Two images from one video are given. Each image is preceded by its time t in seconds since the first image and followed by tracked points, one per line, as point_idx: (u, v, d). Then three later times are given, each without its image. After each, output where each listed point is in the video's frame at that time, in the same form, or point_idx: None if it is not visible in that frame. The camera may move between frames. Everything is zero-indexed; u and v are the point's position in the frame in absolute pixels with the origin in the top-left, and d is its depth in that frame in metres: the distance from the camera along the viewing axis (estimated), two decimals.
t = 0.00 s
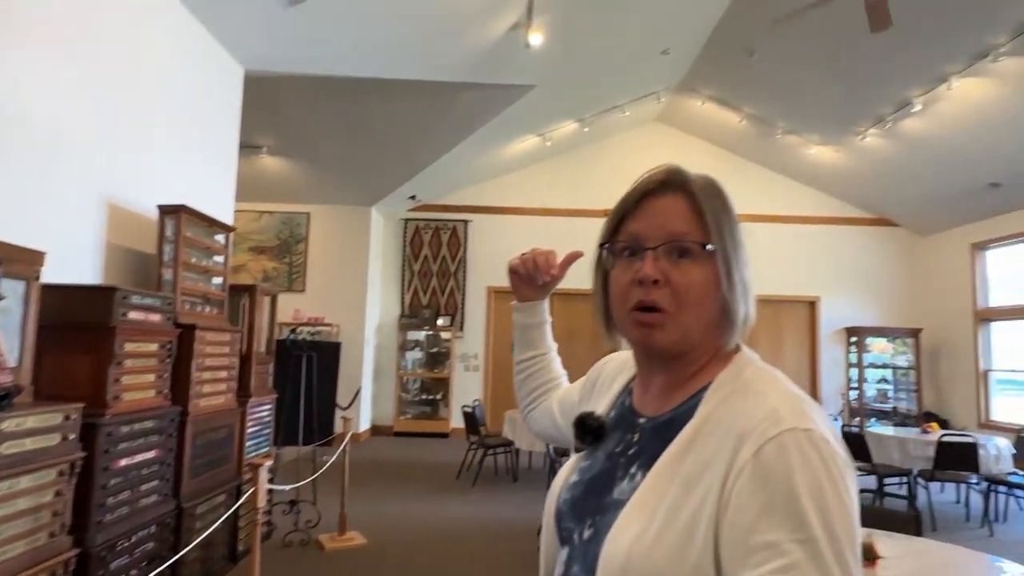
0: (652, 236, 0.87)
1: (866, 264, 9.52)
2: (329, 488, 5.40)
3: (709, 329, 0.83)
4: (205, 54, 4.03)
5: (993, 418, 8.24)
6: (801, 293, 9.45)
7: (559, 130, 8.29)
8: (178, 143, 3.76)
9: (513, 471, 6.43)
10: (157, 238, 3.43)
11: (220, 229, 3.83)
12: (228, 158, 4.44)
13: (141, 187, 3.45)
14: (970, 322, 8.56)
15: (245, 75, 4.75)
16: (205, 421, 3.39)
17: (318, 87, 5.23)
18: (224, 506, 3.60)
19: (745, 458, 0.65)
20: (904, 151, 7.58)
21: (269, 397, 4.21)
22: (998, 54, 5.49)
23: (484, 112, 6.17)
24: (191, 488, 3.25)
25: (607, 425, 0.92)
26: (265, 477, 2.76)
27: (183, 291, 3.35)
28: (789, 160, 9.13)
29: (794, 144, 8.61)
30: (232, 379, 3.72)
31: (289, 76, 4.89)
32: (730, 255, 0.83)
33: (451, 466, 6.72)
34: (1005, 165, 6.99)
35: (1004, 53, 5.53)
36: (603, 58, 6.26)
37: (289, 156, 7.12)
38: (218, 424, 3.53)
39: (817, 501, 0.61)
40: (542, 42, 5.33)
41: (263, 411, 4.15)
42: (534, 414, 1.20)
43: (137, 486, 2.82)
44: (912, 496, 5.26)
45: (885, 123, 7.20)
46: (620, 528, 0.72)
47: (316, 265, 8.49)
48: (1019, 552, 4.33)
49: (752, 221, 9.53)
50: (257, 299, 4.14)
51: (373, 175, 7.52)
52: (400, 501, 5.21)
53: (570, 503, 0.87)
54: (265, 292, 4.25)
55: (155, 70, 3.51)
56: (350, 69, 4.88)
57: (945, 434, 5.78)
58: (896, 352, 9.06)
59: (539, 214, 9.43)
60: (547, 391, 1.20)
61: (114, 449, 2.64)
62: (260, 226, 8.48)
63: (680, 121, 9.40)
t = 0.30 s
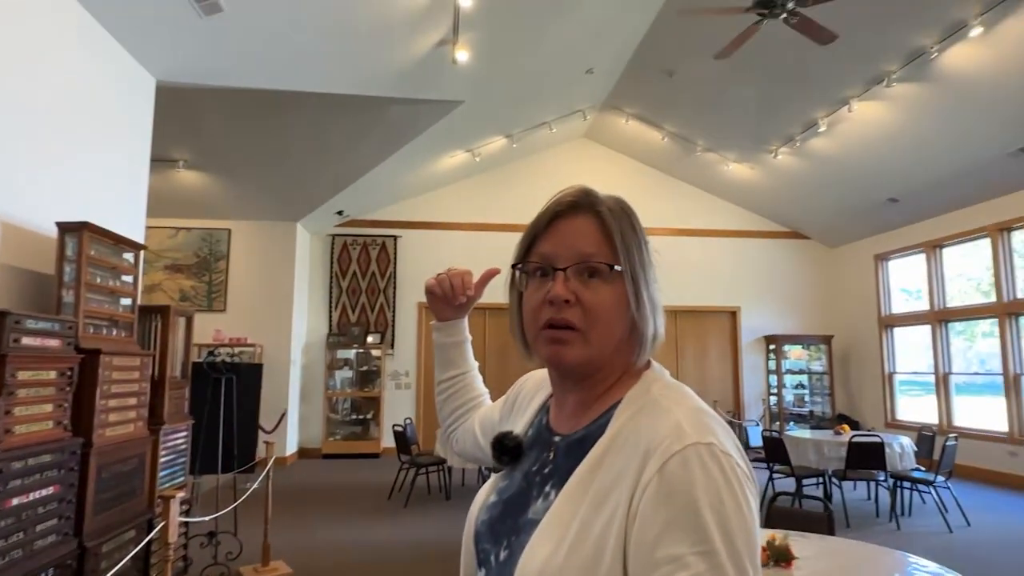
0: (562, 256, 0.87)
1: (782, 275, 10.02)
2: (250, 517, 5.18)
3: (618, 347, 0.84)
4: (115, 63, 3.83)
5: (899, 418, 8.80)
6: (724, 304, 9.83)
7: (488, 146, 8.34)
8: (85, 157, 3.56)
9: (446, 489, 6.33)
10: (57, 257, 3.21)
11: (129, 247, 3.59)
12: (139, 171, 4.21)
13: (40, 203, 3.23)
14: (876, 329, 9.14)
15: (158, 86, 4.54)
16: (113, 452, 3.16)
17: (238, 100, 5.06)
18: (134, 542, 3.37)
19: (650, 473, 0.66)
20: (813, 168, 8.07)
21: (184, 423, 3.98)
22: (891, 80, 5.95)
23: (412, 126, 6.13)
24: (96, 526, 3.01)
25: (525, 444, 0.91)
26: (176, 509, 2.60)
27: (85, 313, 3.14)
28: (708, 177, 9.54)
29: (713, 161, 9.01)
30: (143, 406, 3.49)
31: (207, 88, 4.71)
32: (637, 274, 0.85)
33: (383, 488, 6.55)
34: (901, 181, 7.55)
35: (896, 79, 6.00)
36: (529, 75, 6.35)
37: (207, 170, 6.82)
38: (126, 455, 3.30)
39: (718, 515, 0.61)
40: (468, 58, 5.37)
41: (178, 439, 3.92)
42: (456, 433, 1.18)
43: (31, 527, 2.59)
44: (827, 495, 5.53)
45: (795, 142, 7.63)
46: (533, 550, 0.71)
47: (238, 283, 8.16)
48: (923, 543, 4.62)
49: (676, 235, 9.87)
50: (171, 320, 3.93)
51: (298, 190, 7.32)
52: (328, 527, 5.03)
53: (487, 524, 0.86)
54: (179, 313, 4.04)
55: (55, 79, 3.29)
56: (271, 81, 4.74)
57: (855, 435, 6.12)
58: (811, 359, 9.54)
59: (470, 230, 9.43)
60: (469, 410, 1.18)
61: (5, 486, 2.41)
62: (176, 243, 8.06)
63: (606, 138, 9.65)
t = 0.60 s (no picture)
0: (518, 259, 0.88)
1: (733, 280, 10.28)
2: (199, 536, 5.02)
3: (573, 350, 0.84)
4: (52, 69, 3.69)
5: (846, 416, 9.12)
6: (678, 309, 10.02)
7: (444, 154, 8.32)
8: (18, 167, 3.40)
9: (405, 501, 6.25)
10: None
11: (68, 260, 3.47)
12: (78, 180, 4.04)
13: None
14: (823, 331, 9.47)
15: (98, 92, 4.38)
16: (50, 475, 3.01)
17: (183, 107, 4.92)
18: (74, 568, 3.21)
19: (602, 477, 0.66)
20: (761, 175, 8.32)
21: (129, 442, 3.83)
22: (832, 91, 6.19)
23: (366, 134, 6.07)
24: (32, 553, 2.86)
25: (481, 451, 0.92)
26: (118, 531, 2.50)
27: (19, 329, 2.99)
28: (662, 184, 9.73)
29: (666, 169, 9.19)
30: (83, 425, 3.34)
31: (151, 95, 4.56)
32: (591, 279, 0.86)
33: (341, 502, 6.42)
34: (842, 188, 7.87)
35: (836, 90, 6.25)
36: (484, 83, 6.37)
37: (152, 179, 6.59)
38: (65, 477, 3.14)
39: (668, 518, 0.62)
40: (422, 66, 5.36)
41: (122, 458, 3.76)
42: (411, 441, 1.17)
43: None
44: (780, 494, 5.68)
45: (743, 150, 7.86)
46: (487, 558, 0.71)
47: (187, 295, 7.91)
48: (870, 537, 4.79)
49: (631, 241, 10.03)
50: (113, 334, 3.77)
51: (249, 199, 7.15)
52: (284, 544, 4.89)
53: (444, 534, 0.86)
54: (122, 327, 3.89)
55: None
56: (219, 87, 4.63)
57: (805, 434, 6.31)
58: (762, 360, 9.81)
59: (427, 238, 9.38)
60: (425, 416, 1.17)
61: None
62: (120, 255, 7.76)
63: (561, 146, 9.75)
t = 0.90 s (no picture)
0: (519, 262, 0.89)
1: (713, 282, 10.39)
2: (180, 548, 4.94)
3: (568, 354, 0.86)
4: (27, 75, 3.64)
5: (826, 415, 9.26)
6: (659, 311, 10.10)
7: (425, 158, 8.32)
8: None
9: (389, 507, 6.21)
10: None
11: (42, 268, 3.47)
12: (53, 186, 3.97)
13: None
14: (802, 331, 9.60)
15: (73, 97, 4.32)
16: (26, 488, 2.95)
17: (160, 113, 4.87)
18: None
19: (599, 480, 0.67)
20: (739, 178, 8.43)
21: (107, 452, 3.76)
22: (807, 95, 6.30)
23: (347, 138, 6.05)
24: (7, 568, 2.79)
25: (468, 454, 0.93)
26: (96, 543, 2.46)
27: None
28: (642, 188, 9.82)
29: (645, 172, 9.27)
30: (59, 436, 3.28)
31: (127, 100, 4.51)
32: (590, 287, 0.88)
33: (324, 510, 6.36)
34: (818, 191, 8.00)
35: (811, 94, 6.35)
36: (465, 87, 6.38)
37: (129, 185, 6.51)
38: (41, 489, 3.08)
39: (665, 519, 0.63)
40: (402, 71, 5.36)
41: (100, 468, 3.70)
42: (392, 457, 1.17)
43: None
44: (761, 493, 5.75)
45: (721, 154, 7.96)
46: (482, 559, 0.72)
47: (165, 302, 7.80)
48: (849, 534, 4.86)
49: (612, 245, 10.09)
50: (90, 342, 3.71)
51: (228, 205, 7.09)
52: (266, 554, 4.84)
53: (431, 536, 0.87)
54: (99, 335, 3.83)
55: None
56: (197, 92, 4.59)
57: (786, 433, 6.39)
58: (743, 361, 9.92)
59: (409, 243, 9.37)
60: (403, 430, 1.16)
61: None
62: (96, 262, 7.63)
63: (542, 150, 9.79)
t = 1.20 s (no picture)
0: (504, 267, 0.89)
1: (706, 277, 10.41)
2: (171, 546, 4.92)
3: (559, 355, 0.87)
4: (13, 70, 3.60)
5: (817, 409, 9.32)
6: (652, 306, 10.11)
7: (417, 154, 8.29)
8: None
9: (382, 503, 6.21)
10: None
11: (27, 266, 3.41)
12: (40, 181, 3.94)
13: None
14: (793, 326, 9.65)
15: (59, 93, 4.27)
16: (15, 487, 2.93)
17: (148, 108, 4.82)
18: None
19: (597, 463, 0.68)
20: (730, 174, 8.45)
21: (97, 451, 3.74)
22: (798, 91, 6.31)
23: (337, 133, 6.02)
24: None
25: (458, 454, 0.94)
26: (84, 542, 2.44)
27: None
28: (634, 183, 9.81)
29: (637, 168, 9.28)
30: (48, 435, 3.25)
31: (115, 96, 4.46)
32: (576, 286, 0.88)
33: (317, 506, 6.35)
34: (810, 186, 8.02)
35: (802, 90, 6.37)
36: (457, 82, 6.36)
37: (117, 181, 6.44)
38: (31, 488, 3.06)
39: (664, 496, 0.64)
40: (393, 66, 5.33)
41: (90, 467, 3.68)
42: (394, 487, 1.15)
43: None
44: (753, 486, 5.78)
45: (713, 149, 7.97)
46: (480, 553, 0.72)
47: (155, 299, 7.74)
48: (840, 526, 4.90)
49: (604, 240, 10.09)
50: (79, 340, 3.68)
51: (218, 201, 7.03)
52: (259, 551, 4.82)
53: (423, 536, 0.87)
54: (87, 333, 3.80)
55: None
56: (187, 87, 4.56)
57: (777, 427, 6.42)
58: (735, 356, 9.96)
59: (402, 239, 9.34)
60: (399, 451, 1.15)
61: None
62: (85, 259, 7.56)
63: (533, 146, 9.78)
